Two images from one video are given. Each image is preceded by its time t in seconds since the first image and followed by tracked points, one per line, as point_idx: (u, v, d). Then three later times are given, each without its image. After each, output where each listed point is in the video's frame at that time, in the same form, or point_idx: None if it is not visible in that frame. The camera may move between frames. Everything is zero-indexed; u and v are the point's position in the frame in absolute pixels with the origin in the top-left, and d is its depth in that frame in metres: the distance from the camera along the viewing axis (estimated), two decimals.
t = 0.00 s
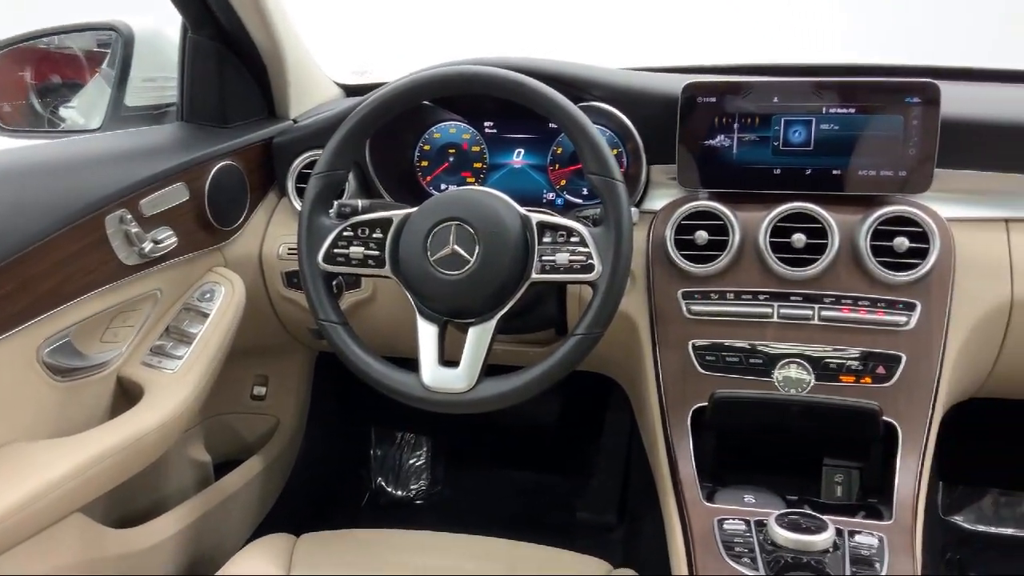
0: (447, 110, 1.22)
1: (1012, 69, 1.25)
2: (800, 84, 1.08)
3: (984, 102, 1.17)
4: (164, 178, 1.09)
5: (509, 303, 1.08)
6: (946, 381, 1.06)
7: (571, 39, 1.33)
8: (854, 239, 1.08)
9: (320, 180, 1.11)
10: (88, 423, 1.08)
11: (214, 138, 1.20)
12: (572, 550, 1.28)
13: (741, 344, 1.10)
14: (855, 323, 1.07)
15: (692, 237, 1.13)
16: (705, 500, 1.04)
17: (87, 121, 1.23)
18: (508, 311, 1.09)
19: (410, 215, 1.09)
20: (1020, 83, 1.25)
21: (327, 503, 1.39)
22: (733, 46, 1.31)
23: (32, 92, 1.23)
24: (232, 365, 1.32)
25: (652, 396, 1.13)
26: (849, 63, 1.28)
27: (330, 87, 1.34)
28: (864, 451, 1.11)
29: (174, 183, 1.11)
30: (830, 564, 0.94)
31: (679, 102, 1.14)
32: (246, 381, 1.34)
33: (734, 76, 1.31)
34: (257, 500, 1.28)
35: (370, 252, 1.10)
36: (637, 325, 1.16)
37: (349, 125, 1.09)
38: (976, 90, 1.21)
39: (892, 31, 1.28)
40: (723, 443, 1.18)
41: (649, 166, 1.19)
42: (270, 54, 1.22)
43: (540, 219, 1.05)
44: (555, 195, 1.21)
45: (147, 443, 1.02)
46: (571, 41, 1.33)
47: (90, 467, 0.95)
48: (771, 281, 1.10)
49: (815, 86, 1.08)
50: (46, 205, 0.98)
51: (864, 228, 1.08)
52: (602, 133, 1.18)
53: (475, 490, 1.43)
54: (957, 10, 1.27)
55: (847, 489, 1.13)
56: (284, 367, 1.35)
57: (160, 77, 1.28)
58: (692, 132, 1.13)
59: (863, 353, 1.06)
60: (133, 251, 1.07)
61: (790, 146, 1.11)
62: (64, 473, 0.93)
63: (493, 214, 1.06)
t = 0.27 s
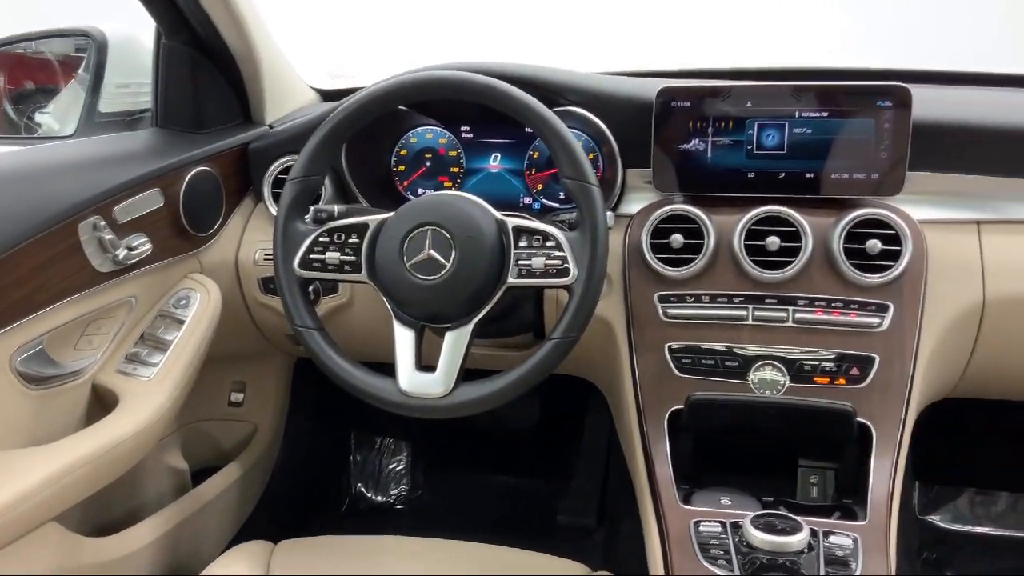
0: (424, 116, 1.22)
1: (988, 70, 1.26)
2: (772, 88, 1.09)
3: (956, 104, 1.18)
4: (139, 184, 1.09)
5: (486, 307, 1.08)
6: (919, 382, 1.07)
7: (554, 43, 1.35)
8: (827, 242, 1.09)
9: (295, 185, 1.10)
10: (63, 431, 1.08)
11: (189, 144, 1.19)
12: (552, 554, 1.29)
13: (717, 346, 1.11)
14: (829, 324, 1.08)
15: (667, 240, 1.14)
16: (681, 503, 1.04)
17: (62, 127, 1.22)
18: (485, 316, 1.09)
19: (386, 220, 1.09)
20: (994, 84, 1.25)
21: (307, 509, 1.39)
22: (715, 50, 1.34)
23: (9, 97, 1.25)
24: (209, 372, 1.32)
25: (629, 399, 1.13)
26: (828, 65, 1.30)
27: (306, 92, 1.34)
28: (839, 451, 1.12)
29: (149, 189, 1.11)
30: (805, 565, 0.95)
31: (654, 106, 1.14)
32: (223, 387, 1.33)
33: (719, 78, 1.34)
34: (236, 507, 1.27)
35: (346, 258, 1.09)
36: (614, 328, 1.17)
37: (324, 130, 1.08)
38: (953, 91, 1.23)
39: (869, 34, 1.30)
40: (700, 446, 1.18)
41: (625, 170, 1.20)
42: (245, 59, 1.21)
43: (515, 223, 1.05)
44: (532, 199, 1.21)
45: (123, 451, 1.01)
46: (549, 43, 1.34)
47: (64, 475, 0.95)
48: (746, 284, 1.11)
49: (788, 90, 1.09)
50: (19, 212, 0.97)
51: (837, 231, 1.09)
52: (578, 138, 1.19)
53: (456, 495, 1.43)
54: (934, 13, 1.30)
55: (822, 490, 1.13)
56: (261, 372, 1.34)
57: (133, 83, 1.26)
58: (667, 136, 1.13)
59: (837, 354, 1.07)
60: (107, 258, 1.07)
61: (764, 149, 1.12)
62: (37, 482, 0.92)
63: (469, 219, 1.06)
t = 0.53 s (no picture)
0: (400, 119, 1.22)
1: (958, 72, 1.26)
2: (746, 90, 1.09)
3: (928, 105, 1.19)
4: (112, 190, 1.08)
5: (463, 311, 1.08)
6: (893, 382, 1.08)
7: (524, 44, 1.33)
8: (802, 243, 1.10)
9: (270, 190, 1.10)
10: (37, 439, 1.06)
11: (163, 149, 1.19)
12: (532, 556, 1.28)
13: (693, 348, 1.11)
14: (804, 325, 1.09)
15: (644, 243, 1.14)
16: (658, 504, 1.05)
17: (39, 132, 1.19)
18: (462, 320, 1.09)
19: (363, 224, 1.08)
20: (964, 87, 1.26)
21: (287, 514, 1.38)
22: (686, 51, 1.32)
23: None
24: (185, 378, 1.31)
25: (607, 402, 1.13)
26: (798, 66, 1.30)
27: (282, 96, 1.34)
28: (815, 452, 1.13)
29: (122, 194, 1.10)
30: (781, 566, 0.95)
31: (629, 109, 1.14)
32: (201, 393, 1.33)
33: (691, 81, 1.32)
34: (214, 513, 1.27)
35: (322, 262, 1.09)
36: (591, 331, 1.17)
37: (299, 135, 1.08)
38: (922, 94, 1.22)
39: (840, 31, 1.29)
40: (677, 448, 1.19)
41: (601, 172, 1.20)
42: (219, 62, 1.21)
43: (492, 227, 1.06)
44: (509, 202, 1.21)
45: (98, 459, 1.01)
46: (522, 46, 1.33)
47: (38, 484, 0.94)
48: (721, 285, 1.12)
49: (762, 92, 1.09)
50: None
51: (811, 233, 1.10)
52: (555, 141, 1.19)
53: (436, 499, 1.43)
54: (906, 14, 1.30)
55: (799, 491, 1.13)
56: (239, 378, 1.34)
57: (106, 87, 1.26)
58: (642, 139, 1.14)
59: (812, 355, 1.08)
60: (81, 263, 1.05)
61: (738, 152, 1.12)
62: (9, 491, 0.91)
63: (445, 222, 1.06)
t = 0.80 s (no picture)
0: (378, 119, 1.21)
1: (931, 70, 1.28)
2: (723, 89, 1.10)
3: (903, 104, 1.20)
4: (88, 191, 1.07)
5: (441, 311, 1.08)
6: (871, 378, 1.08)
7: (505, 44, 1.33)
8: (779, 241, 1.10)
9: (246, 191, 1.09)
10: (13, 443, 1.05)
11: (139, 150, 1.18)
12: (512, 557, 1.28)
13: (672, 347, 1.11)
14: (782, 323, 1.09)
15: (622, 242, 1.14)
16: (638, 503, 1.05)
17: (13, 133, 1.18)
18: (440, 320, 1.09)
19: (340, 224, 1.08)
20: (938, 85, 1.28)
21: (268, 517, 1.38)
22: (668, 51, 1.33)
23: None
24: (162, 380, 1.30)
25: (586, 401, 1.14)
26: (772, 65, 1.31)
27: (259, 96, 1.33)
28: (794, 449, 1.13)
29: (98, 195, 1.09)
30: (760, 563, 0.96)
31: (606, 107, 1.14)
32: (179, 396, 1.32)
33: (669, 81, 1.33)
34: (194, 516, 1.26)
35: (299, 263, 1.09)
36: (570, 330, 1.17)
37: (275, 135, 1.08)
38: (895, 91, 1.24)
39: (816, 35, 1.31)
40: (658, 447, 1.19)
41: (581, 171, 1.20)
42: (195, 62, 1.20)
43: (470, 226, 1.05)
44: (488, 201, 1.21)
45: (74, 462, 0.99)
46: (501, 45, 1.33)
47: (14, 487, 0.92)
48: (700, 284, 1.12)
49: (738, 91, 1.10)
50: None
51: (789, 230, 1.10)
52: (534, 140, 1.19)
53: (418, 499, 1.43)
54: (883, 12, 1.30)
55: (778, 488, 1.13)
56: (218, 380, 1.33)
57: (81, 88, 1.25)
58: (620, 138, 1.14)
59: (790, 352, 1.09)
60: (55, 266, 1.04)
61: (715, 150, 1.13)
62: None
63: (423, 222, 1.05)
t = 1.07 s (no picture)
0: (358, 119, 1.21)
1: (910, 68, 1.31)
2: (703, 88, 1.10)
3: (882, 102, 1.20)
4: (66, 192, 1.06)
5: (422, 311, 1.08)
6: (852, 375, 1.09)
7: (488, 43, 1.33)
8: (760, 239, 1.11)
9: (225, 191, 1.09)
10: None
11: (117, 151, 1.17)
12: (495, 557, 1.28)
13: (654, 345, 1.12)
14: (762, 320, 1.10)
15: (604, 241, 1.14)
16: (620, 501, 1.05)
17: None
18: (421, 320, 1.09)
19: (320, 225, 1.07)
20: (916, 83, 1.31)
21: (251, 517, 1.38)
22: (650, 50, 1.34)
23: None
24: (143, 382, 1.29)
25: (569, 400, 1.14)
26: (752, 64, 1.32)
27: (239, 96, 1.33)
28: (776, 446, 1.13)
29: (76, 196, 1.08)
30: (741, 560, 0.96)
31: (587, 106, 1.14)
32: (160, 398, 1.31)
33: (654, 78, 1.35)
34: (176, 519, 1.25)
35: (279, 263, 1.08)
36: (552, 329, 1.17)
37: (254, 135, 1.07)
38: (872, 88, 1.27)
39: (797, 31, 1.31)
40: (640, 446, 1.20)
41: (562, 171, 1.20)
42: (174, 63, 1.20)
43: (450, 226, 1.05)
44: (470, 201, 1.21)
45: (53, 465, 0.99)
46: (484, 45, 1.33)
47: None
48: (681, 282, 1.12)
49: (719, 90, 1.10)
50: None
51: (769, 229, 1.10)
52: (515, 140, 1.18)
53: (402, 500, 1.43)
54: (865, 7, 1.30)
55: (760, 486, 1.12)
56: (198, 383, 1.32)
57: (58, 89, 1.25)
58: (601, 137, 1.14)
59: (771, 349, 1.09)
60: (33, 268, 1.03)
61: (696, 149, 1.13)
62: None
63: (403, 222, 1.05)
